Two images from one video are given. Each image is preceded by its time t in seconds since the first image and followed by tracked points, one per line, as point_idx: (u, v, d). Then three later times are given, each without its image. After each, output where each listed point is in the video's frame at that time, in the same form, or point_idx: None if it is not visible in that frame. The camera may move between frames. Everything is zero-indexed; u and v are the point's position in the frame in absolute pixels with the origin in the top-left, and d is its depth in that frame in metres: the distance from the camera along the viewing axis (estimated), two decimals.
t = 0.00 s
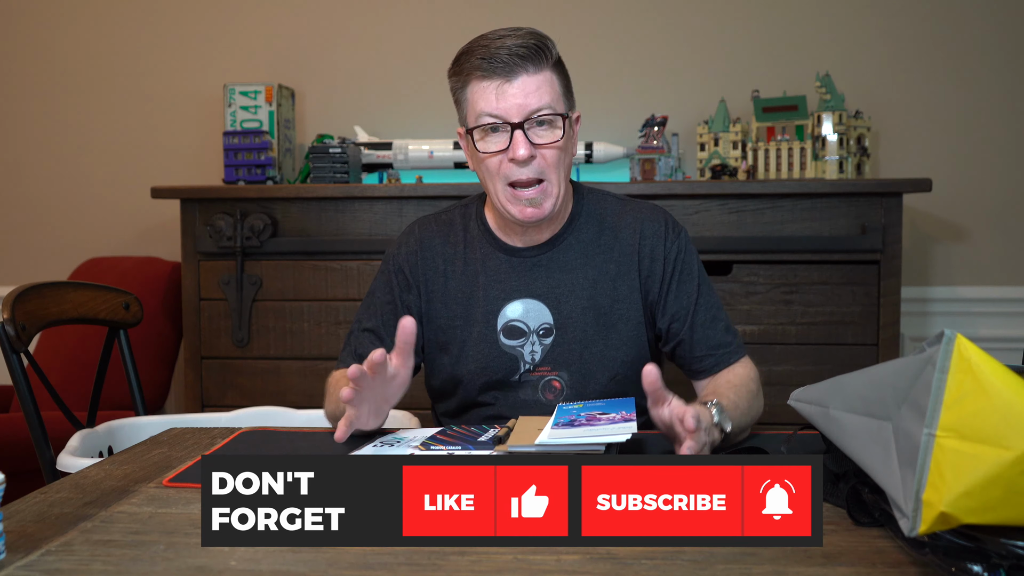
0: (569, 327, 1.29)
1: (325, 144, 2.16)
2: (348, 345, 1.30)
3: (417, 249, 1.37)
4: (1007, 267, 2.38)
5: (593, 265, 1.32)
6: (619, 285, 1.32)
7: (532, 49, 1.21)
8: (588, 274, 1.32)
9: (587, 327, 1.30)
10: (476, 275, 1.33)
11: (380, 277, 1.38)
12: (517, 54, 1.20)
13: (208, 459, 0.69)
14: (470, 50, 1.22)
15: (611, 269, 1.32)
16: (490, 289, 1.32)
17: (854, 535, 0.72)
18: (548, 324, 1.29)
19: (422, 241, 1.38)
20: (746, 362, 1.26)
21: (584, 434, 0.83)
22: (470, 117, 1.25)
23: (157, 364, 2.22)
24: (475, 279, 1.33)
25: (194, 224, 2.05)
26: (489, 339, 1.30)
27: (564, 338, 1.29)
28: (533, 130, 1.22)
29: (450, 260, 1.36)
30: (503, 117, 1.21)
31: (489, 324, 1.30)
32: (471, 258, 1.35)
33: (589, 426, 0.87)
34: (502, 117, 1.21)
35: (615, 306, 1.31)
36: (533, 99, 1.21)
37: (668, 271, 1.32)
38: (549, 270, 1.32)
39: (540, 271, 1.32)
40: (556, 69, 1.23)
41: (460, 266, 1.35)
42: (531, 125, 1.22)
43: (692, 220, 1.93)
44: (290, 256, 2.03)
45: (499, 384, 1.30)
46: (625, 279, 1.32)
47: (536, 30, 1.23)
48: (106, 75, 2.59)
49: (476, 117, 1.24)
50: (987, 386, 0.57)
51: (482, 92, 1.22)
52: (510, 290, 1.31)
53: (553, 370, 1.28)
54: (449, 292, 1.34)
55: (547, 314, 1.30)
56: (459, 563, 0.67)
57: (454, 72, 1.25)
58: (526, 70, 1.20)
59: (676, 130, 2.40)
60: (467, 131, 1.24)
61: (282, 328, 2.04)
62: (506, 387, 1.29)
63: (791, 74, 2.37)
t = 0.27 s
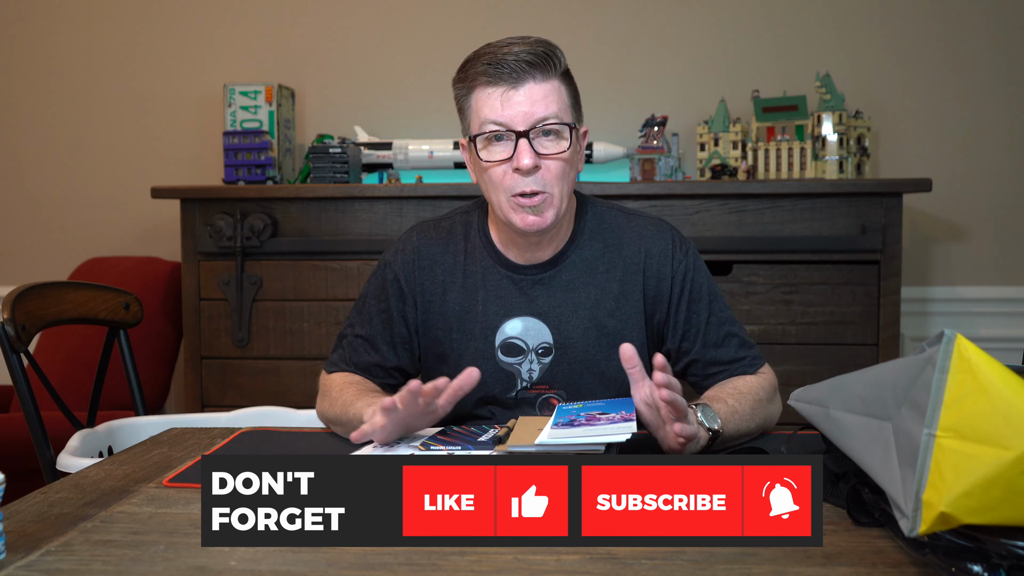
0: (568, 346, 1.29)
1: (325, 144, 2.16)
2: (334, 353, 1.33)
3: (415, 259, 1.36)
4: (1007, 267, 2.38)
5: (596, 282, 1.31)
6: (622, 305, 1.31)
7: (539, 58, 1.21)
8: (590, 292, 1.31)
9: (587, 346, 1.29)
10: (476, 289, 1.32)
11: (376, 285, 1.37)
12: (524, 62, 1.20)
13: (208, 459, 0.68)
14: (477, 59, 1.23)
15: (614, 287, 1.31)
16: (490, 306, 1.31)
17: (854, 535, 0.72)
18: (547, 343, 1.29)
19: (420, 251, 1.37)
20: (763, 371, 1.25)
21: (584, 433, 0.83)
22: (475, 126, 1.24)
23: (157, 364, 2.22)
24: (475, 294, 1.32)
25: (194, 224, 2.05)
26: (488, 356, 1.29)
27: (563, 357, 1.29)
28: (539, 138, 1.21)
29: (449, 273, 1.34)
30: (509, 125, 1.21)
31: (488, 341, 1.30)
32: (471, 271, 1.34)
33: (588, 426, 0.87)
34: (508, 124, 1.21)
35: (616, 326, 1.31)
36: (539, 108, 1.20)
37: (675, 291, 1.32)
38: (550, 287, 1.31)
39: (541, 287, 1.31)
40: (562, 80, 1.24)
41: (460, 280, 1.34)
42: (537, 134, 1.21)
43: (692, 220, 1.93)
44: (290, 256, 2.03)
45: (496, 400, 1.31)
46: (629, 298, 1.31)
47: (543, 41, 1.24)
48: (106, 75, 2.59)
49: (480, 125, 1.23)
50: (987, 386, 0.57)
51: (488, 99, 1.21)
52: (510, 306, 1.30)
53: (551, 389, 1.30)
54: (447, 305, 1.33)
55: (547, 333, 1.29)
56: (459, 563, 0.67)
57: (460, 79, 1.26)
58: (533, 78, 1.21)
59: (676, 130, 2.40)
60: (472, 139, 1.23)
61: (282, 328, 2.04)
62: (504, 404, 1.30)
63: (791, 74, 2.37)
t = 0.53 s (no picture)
0: (569, 352, 1.29)
1: (325, 144, 2.16)
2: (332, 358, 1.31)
3: (413, 264, 1.35)
4: (1007, 267, 2.38)
5: (597, 288, 1.31)
6: (624, 310, 1.31)
7: (544, 65, 1.21)
8: (591, 298, 1.30)
9: (589, 353, 1.29)
10: (476, 295, 1.32)
11: (372, 290, 1.36)
12: (529, 69, 1.20)
13: (208, 459, 0.68)
14: (480, 64, 1.23)
15: (616, 293, 1.31)
16: (490, 312, 1.31)
17: (854, 536, 0.72)
18: (549, 350, 1.29)
19: (418, 256, 1.36)
20: (771, 371, 1.25)
21: (582, 433, 0.84)
22: (479, 133, 1.24)
23: (157, 365, 2.22)
24: (476, 300, 1.32)
25: (194, 224, 2.05)
26: (489, 363, 1.29)
27: (564, 364, 1.29)
28: (543, 147, 1.20)
29: (449, 278, 1.34)
30: (513, 133, 1.20)
31: (489, 347, 1.30)
32: (470, 277, 1.34)
33: (586, 426, 0.87)
34: (512, 132, 1.20)
35: (618, 331, 1.31)
36: (544, 115, 1.20)
37: (679, 296, 1.32)
38: (551, 293, 1.31)
39: (542, 294, 1.31)
40: (567, 88, 1.23)
41: (460, 285, 1.33)
42: (541, 142, 1.20)
43: (692, 220, 1.93)
44: (290, 256, 2.03)
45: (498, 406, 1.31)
46: (632, 303, 1.31)
47: (548, 48, 1.24)
48: (106, 75, 2.59)
49: (484, 131, 1.23)
50: (987, 386, 0.57)
51: (492, 105, 1.21)
52: (511, 313, 1.30)
53: (551, 396, 1.29)
54: (446, 311, 1.33)
55: (548, 340, 1.29)
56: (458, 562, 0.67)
57: (463, 83, 1.25)
58: (538, 85, 1.20)
59: (676, 130, 2.40)
60: (475, 146, 1.23)
61: (282, 328, 2.04)
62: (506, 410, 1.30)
63: (791, 74, 2.37)
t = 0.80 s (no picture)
0: (570, 355, 1.29)
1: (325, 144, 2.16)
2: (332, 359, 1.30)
3: (413, 267, 1.35)
4: (1007, 266, 2.38)
5: (598, 291, 1.31)
6: (625, 313, 1.31)
7: (546, 68, 1.21)
8: (592, 301, 1.30)
9: (590, 356, 1.29)
10: (477, 298, 1.32)
11: (372, 296, 1.37)
12: (531, 73, 1.19)
13: (208, 459, 0.68)
14: (481, 67, 1.23)
15: (617, 295, 1.31)
16: (491, 315, 1.31)
17: (854, 536, 0.71)
18: (550, 353, 1.29)
19: (418, 260, 1.36)
20: (770, 371, 1.24)
21: (582, 434, 0.84)
22: (480, 136, 1.24)
23: (157, 364, 2.22)
24: (476, 303, 1.32)
25: (194, 224, 2.05)
26: (489, 365, 1.30)
27: (564, 366, 1.29)
28: (545, 151, 1.20)
29: (449, 281, 1.34)
30: (514, 137, 1.20)
31: (489, 350, 1.30)
32: (471, 280, 1.34)
33: (585, 426, 0.87)
34: (513, 135, 1.20)
35: (619, 334, 1.31)
36: (545, 119, 1.20)
37: (680, 299, 1.32)
38: (552, 296, 1.31)
39: (542, 297, 1.31)
40: (569, 91, 1.23)
41: (460, 288, 1.33)
42: (543, 146, 1.20)
43: (692, 220, 1.93)
44: (290, 256, 2.03)
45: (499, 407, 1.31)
46: (633, 306, 1.31)
47: (549, 50, 1.23)
48: (106, 75, 2.59)
49: (485, 135, 1.23)
50: (987, 386, 0.57)
51: (492, 109, 1.21)
52: (512, 316, 1.30)
53: (551, 398, 1.29)
54: (446, 314, 1.33)
55: (549, 343, 1.29)
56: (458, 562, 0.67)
57: (465, 86, 1.25)
58: (539, 88, 1.20)
59: (676, 130, 2.40)
60: (476, 150, 1.23)
61: (282, 328, 2.04)
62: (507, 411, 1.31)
63: (792, 74, 2.37)
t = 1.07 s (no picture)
0: (575, 336, 1.30)
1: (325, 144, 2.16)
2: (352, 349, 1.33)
3: (424, 248, 1.37)
4: (1007, 266, 2.38)
5: (604, 273, 1.32)
6: (629, 295, 1.32)
7: (535, 82, 1.19)
8: (597, 283, 1.31)
9: (595, 337, 1.30)
10: (484, 278, 1.33)
11: (384, 281, 1.38)
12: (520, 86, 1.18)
13: (208, 459, 0.68)
14: (475, 74, 1.21)
15: (623, 278, 1.32)
16: (497, 295, 1.32)
17: (853, 536, 0.71)
18: (554, 333, 1.30)
19: (428, 242, 1.38)
20: (763, 368, 1.28)
21: (582, 434, 0.83)
22: (473, 139, 1.24)
23: (157, 364, 2.23)
24: (483, 283, 1.33)
25: (194, 224, 2.05)
26: (494, 345, 1.30)
27: (568, 346, 1.30)
28: (531, 164, 1.21)
29: (458, 262, 1.35)
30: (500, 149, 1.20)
31: (494, 330, 1.31)
32: (479, 260, 1.35)
33: (586, 426, 0.87)
34: (500, 148, 1.20)
35: (623, 316, 1.31)
36: (531, 134, 1.19)
37: (685, 283, 1.32)
38: (558, 277, 1.32)
39: (548, 277, 1.32)
40: (559, 102, 1.21)
41: (469, 268, 1.35)
42: (529, 159, 1.20)
43: (692, 220, 1.93)
44: (290, 256, 2.03)
45: (501, 389, 1.31)
46: (637, 289, 1.32)
47: (542, 59, 1.21)
48: (106, 75, 2.59)
49: (475, 142, 1.23)
50: (987, 386, 0.57)
51: (481, 121, 1.20)
52: (518, 296, 1.31)
53: (555, 379, 1.29)
54: (454, 294, 1.34)
55: (554, 323, 1.30)
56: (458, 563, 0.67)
57: (460, 88, 1.24)
58: (527, 103, 1.19)
59: (676, 130, 2.40)
60: (467, 156, 1.23)
61: (282, 328, 2.04)
62: (508, 393, 1.30)
63: (791, 73, 2.37)
